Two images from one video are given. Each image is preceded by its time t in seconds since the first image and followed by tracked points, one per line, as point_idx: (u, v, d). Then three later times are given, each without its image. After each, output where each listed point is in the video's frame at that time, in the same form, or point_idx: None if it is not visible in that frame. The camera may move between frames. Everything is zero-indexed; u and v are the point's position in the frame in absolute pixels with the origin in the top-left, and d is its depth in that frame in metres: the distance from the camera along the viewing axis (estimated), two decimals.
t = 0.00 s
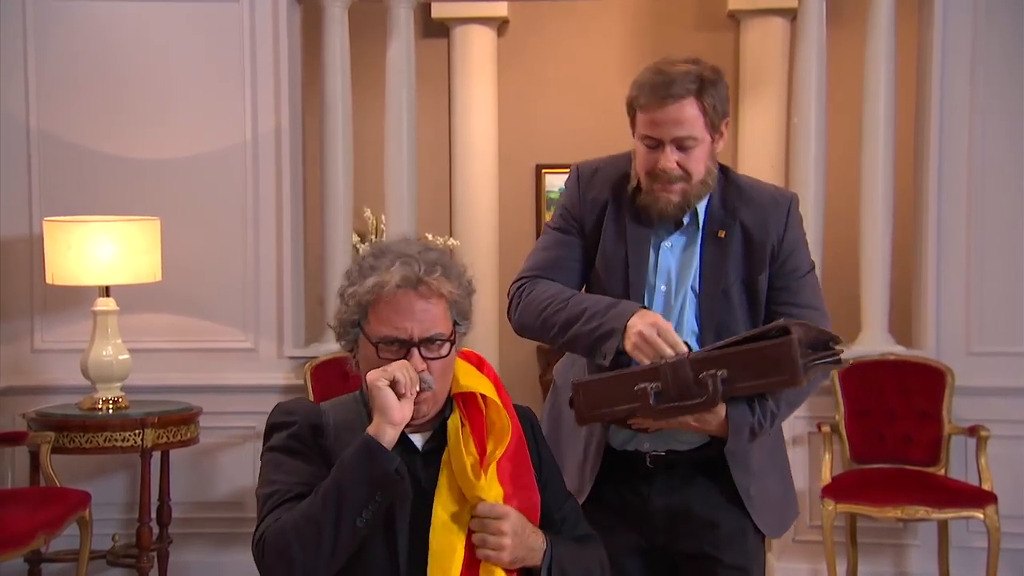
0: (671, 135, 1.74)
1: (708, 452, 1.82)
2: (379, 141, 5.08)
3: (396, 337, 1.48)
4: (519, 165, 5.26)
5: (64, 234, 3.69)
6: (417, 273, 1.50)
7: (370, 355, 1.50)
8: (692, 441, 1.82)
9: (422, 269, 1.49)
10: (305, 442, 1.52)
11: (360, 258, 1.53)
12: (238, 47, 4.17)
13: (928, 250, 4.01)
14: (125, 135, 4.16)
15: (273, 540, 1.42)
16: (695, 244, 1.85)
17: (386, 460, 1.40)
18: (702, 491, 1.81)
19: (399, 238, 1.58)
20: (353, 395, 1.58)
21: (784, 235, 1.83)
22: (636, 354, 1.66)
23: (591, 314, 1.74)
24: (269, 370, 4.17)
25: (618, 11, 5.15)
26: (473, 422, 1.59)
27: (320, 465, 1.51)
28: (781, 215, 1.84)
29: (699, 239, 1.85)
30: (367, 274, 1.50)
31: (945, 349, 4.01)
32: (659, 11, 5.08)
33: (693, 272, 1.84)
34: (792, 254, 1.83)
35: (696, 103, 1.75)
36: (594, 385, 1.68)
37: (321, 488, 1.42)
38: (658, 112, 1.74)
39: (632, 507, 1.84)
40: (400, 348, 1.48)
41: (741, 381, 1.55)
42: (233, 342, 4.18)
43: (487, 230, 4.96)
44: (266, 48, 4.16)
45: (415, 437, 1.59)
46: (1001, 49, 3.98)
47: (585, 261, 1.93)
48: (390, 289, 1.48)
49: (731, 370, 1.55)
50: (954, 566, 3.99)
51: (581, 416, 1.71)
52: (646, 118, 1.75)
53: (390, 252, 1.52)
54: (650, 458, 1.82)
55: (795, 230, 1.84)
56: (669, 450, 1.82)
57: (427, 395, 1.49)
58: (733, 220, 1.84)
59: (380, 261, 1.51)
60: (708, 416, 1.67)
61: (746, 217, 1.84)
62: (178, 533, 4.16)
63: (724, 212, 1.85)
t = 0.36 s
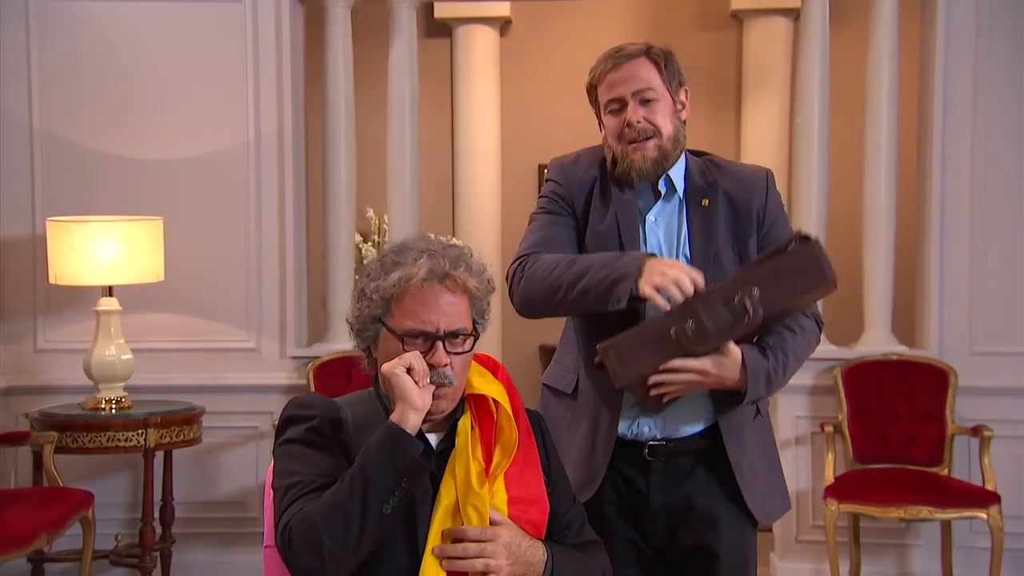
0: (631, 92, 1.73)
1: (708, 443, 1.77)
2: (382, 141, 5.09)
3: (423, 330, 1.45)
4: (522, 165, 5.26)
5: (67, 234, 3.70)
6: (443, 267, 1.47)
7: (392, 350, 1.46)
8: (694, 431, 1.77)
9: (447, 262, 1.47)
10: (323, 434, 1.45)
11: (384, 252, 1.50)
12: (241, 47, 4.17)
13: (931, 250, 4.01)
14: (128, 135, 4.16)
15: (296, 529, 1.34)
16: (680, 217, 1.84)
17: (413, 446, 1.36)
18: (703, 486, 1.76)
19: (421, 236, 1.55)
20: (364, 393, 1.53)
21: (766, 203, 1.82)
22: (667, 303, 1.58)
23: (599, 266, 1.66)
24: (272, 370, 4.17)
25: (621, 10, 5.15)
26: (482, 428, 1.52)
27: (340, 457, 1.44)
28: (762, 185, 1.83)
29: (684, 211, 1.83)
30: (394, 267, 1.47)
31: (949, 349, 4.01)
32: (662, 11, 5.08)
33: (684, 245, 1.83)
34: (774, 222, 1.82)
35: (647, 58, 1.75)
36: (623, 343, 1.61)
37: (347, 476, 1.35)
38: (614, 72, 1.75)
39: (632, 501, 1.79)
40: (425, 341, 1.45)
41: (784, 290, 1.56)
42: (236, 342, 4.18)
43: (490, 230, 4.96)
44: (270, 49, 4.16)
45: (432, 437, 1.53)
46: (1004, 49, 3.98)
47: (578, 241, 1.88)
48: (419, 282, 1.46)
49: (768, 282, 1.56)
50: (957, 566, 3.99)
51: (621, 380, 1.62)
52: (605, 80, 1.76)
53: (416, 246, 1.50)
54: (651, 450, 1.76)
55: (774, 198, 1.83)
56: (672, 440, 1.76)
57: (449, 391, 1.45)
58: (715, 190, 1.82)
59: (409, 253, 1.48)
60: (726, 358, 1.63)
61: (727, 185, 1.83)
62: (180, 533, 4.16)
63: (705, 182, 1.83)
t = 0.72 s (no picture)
0: (647, 86, 1.63)
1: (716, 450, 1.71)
2: (378, 144, 5.09)
3: (410, 331, 1.41)
4: (518, 169, 5.26)
5: (63, 238, 3.69)
6: (426, 267, 1.45)
7: (381, 356, 1.43)
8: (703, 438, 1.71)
9: (431, 262, 1.45)
10: (322, 438, 1.43)
11: (368, 259, 1.48)
12: (236, 50, 4.17)
13: (926, 254, 4.01)
14: (123, 138, 4.16)
15: (302, 534, 1.32)
16: (689, 217, 1.72)
17: (416, 443, 1.34)
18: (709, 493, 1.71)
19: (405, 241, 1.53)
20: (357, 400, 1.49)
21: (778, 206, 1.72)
22: (710, 255, 1.43)
23: (591, 247, 1.56)
24: (269, 374, 4.16)
25: (617, 14, 5.15)
26: (474, 433, 1.50)
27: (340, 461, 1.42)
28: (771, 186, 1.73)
29: (693, 210, 1.71)
30: (378, 272, 1.45)
31: (944, 353, 4.01)
32: (658, 15, 5.08)
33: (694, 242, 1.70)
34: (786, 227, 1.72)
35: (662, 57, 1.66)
36: (644, 310, 1.39)
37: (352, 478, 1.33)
38: (631, 65, 1.65)
39: (636, 510, 1.73)
40: (412, 342, 1.41)
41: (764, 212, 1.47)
42: (232, 346, 4.17)
43: (486, 234, 4.95)
44: (265, 53, 4.16)
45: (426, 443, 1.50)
46: (999, 54, 3.98)
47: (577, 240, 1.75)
48: (403, 284, 1.43)
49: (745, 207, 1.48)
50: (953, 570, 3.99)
51: (652, 363, 1.40)
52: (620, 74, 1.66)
53: (399, 249, 1.47)
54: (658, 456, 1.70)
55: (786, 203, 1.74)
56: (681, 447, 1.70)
57: (440, 392, 1.41)
58: (727, 192, 1.71)
59: (391, 257, 1.46)
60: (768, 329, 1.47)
61: (740, 188, 1.72)
62: (176, 538, 4.15)
63: (716, 182, 1.72)
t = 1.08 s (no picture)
0: (668, 83, 1.59)
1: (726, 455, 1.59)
2: (378, 147, 5.10)
3: (391, 336, 1.40)
4: (518, 172, 5.26)
5: (63, 240, 3.69)
6: (402, 271, 1.44)
7: (366, 361, 1.42)
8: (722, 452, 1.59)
9: (406, 266, 1.44)
10: (315, 443, 1.42)
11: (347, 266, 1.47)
12: (236, 52, 4.17)
13: (926, 257, 4.01)
14: (123, 140, 4.16)
15: (296, 539, 1.32)
16: (710, 219, 1.65)
17: (405, 446, 1.32)
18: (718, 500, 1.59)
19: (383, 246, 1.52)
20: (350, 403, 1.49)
21: (802, 208, 1.66)
22: (694, 374, 1.35)
23: (584, 336, 1.46)
24: (269, 376, 4.16)
25: (617, 17, 5.15)
26: (465, 437, 1.50)
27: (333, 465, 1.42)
28: (795, 193, 1.67)
29: (715, 213, 1.65)
30: (357, 278, 1.44)
31: (944, 356, 4.02)
32: (658, 18, 5.09)
33: (717, 245, 1.63)
34: (812, 230, 1.66)
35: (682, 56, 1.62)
36: (616, 405, 1.34)
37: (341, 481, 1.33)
38: (649, 64, 1.61)
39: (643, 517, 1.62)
40: (394, 348, 1.41)
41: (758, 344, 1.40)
42: (232, 348, 4.17)
43: (486, 236, 4.95)
44: (265, 55, 4.16)
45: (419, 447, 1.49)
46: (999, 57, 3.98)
47: (591, 257, 1.69)
48: (383, 289, 1.42)
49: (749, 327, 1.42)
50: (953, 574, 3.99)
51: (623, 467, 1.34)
52: (638, 72, 1.62)
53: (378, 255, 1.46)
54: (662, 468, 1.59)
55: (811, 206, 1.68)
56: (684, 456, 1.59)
57: (427, 395, 1.41)
58: (750, 193, 1.65)
59: (369, 263, 1.45)
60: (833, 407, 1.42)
61: (763, 190, 1.65)
62: (175, 540, 4.15)
63: (738, 184, 1.65)
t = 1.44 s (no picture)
0: (672, 74, 1.61)
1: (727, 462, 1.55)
2: (377, 147, 5.10)
3: (381, 340, 1.38)
4: (517, 172, 5.26)
5: (62, 240, 3.69)
6: (389, 275, 1.41)
7: (358, 365, 1.40)
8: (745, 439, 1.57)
9: (394, 269, 1.41)
10: (309, 448, 1.37)
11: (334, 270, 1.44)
12: (235, 50, 4.16)
13: (925, 257, 4.01)
14: (122, 141, 4.16)
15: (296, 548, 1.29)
16: (712, 208, 1.64)
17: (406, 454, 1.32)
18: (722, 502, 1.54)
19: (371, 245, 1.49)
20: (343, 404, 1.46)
21: (800, 190, 1.65)
22: (738, 368, 1.40)
23: (625, 345, 1.52)
24: (267, 376, 4.15)
25: (617, 17, 5.15)
26: (453, 437, 1.46)
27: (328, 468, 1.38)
28: (794, 176, 1.66)
29: (717, 201, 1.64)
30: (344, 282, 1.41)
31: (943, 356, 4.02)
32: (658, 18, 5.09)
33: (723, 235, 1.62)
34: (810, 211, 1.65)
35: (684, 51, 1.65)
36: (662, 395, 1.35)
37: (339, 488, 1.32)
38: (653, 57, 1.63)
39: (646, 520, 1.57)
40: (384, 351, 1.38)
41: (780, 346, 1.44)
42: (231, 348, 4.17)
43: (485, 236, 4.95)
44: (264, 55, 4.15)
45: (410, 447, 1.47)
46: (998, 57, 3.98)
47: (599, 256, 1.68)
48: (371, 293, 1.39)
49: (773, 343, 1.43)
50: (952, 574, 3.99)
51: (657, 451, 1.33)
52: (642, 66, 1.64)
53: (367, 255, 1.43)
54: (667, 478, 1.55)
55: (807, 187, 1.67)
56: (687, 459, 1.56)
57: (417, 398, 1.40)
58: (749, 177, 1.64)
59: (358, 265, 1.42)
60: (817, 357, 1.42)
61: (761, 173, 1.64)
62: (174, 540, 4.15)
63: (736, 170, 1.65)
